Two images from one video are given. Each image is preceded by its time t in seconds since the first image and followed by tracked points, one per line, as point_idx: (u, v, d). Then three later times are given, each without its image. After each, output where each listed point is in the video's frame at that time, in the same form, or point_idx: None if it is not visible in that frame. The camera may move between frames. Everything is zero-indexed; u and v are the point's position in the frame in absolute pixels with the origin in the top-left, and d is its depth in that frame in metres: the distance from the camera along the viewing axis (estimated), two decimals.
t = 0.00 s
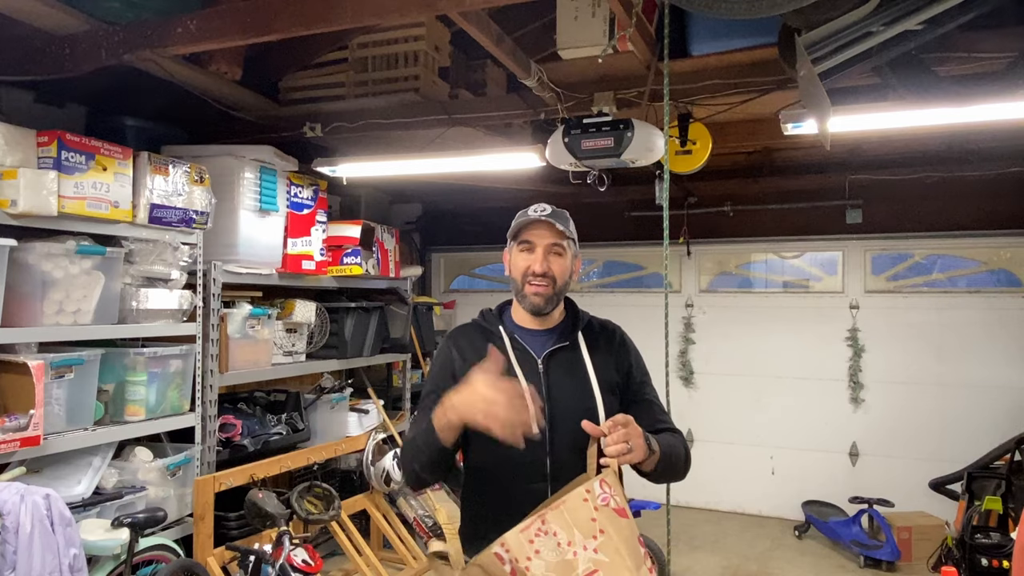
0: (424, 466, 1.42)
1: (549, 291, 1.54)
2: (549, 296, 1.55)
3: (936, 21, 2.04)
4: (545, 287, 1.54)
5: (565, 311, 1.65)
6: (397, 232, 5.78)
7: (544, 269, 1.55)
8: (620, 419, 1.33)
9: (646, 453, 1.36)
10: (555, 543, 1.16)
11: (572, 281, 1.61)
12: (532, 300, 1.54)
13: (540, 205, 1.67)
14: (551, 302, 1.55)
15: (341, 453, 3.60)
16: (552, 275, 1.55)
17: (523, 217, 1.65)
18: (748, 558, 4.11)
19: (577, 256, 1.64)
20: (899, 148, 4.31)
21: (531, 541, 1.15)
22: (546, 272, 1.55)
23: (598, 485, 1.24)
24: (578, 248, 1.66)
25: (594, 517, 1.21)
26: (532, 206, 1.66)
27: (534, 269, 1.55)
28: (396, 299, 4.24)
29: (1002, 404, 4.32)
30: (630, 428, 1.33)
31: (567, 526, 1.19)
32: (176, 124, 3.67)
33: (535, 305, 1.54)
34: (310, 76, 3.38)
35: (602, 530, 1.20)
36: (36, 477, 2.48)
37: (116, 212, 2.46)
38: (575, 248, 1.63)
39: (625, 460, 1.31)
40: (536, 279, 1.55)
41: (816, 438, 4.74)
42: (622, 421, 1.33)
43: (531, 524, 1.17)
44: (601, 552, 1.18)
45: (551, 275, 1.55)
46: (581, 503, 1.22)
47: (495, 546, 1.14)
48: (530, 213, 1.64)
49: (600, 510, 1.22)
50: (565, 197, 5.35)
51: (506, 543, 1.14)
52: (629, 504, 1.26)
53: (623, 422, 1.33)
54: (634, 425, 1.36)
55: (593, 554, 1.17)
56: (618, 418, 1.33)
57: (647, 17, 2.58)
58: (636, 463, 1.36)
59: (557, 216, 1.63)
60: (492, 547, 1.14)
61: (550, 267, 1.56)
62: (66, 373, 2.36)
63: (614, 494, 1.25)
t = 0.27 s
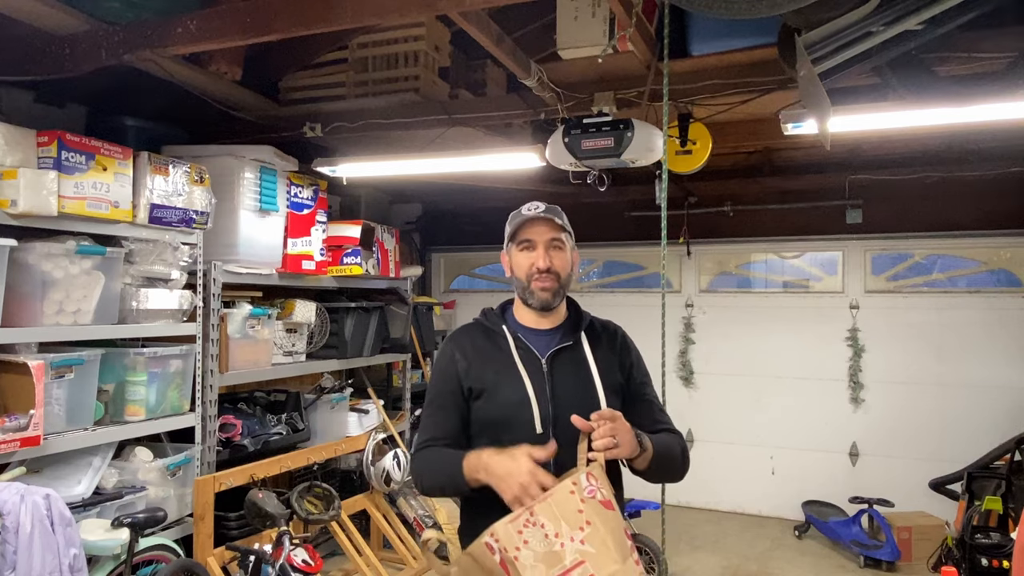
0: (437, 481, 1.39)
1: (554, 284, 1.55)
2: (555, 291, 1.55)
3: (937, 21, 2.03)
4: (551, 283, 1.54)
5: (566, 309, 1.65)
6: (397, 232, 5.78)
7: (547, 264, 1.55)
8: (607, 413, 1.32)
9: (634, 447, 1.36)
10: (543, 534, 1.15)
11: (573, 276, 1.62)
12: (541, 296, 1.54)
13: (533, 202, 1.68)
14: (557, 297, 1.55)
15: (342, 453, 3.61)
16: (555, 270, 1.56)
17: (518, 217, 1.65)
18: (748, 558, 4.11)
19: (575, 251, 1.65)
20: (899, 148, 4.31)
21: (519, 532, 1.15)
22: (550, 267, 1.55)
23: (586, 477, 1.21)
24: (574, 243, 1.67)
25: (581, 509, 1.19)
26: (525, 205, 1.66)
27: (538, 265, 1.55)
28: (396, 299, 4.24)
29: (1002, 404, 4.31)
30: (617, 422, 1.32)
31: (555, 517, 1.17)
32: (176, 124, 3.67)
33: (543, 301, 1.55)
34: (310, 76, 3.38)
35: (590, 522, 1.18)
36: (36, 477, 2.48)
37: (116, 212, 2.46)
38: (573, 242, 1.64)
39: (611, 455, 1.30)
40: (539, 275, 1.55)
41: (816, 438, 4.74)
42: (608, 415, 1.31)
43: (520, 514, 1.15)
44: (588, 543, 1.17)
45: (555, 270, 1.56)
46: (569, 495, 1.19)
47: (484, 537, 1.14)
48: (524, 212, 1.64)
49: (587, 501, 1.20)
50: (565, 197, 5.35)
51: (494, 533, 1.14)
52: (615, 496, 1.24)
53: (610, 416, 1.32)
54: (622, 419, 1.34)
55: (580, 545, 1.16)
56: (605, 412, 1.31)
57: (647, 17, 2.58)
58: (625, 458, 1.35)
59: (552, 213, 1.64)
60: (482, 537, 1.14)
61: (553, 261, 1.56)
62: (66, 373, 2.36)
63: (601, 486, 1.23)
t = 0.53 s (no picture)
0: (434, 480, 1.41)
1: (549, 287, 1.54)
2: (551, 293, 1.55)
3: (937, 21, 2.04)
4: (546, 284, 1.54)
5: (564, 309, 1.65)
6: (397, 232, 5.78)
7: (542, 266, 1.55)
8: (603, 420, 1.32)
9: (632, 454, 1.35)
10: (531, 537, 1.21)
11: (569, 275, 1.61)
12: (536, 300, 1.54)
13: (528, 203, 1.66)
14: (553, 299, 1.55)
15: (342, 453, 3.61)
16: (551, 271, 1.55)
17: (513, 218, 1.64)
18: (748, 558, 4.11)
19: (571, 251, 1.65)
20: (899, 149, 4.31)
21: (508, 534, 1.21)
22: (545, 269, 1.55)
23: (576, 485, 1.26)
24: (570, 241, 1.66)
25: (569, 516, 1.24)
26: (520, 205, 1.65)
27: (533, 267, 1.55)
28: (396, 299, 4.23)
29: (1002, 404, 4.31)
30: (614, 429, 1.32)
31: (544, 522, 1.23)
32: (176, 124, 3.67)
33: (540, 303, 1.54)
34: (310, 76, 3.38)
35: (577, 529, 1.24)
36: (36, 477, 2.48)
37: (116, 212, 2.46)
38: (568, 241, 1.63)
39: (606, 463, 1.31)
40: (535, 277, 1.55)
41: (816, 438, 4.74)
42: (604, 423, 1.31)
43: (509, 517, 1.22)
44: (574, 550, 1.22)
45: (550, 271, 1.55)
46: (558, 501, 1.25)
47: (474, 536, 1.20)
48: (519, 213, 1.63)
49: (577, 509, 1.25)
50: (565, 197, 5.35)
51: (483, 533, 1.20)
52: (608, 505, 1.28)
53: (607, 423, 1.32)
54: (620, 427, 1.34)
55: (567, 551, 1.22)
56: (600, 420, 1.31)
57: (647, 17, 2.58)
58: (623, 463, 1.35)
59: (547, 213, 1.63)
60: (472, 537, 1.21)
61: (548, 263, 1.56)
62: (66, 373, 2.36)
63: (593, 494, 1.27)
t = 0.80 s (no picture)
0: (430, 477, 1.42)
1: (545, 289, 1.55)
2: (546, 295, 1.55)
3: (937, 21, 2.04)
4: (541, 288, 1.54)
5: (560, 309, 1.65)
6: (397, 232, 5.78)
7: (538, 269, 1.55)
8: (593, 420, 1.31)
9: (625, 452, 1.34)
10: (523, 538, 1.21)
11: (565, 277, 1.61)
12: (531, 301, 1.55)
13: (525, 204, 1.65)
14: (548, 301, 1.55)
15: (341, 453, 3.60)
16: (546, 274, 1.55)
17: (510, 219, 1.63)
18: (748, 558, 4.11)
19: (568, 252, 1.64)
20: (899, 148, 4.31)
21: (499, 535, 1.21)
22: (541, 272, 1.55)
23: (566, 485, 1.26)
24: (567, 242, 1.66)
25: (560, 516, 1.24)
26: (517, 207, 1.64)
27: (529, 270, 1.55)
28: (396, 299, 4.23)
29: (1002, 404, 4.31)
30: (604, 429, 1.32)
31: (536, 523, 1.23)
32: (176, 124, 3.67)
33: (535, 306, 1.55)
34: (310, 77, 3.38)
35: (568, 529, 1.23)
36: (36, 477, 2.48)
37: (116, 212, 2.46)
38: (566, 243, 1.63)
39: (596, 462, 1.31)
40: (530, 280, 1.55)
41: (815, 438, 4.74)
42: (595, 422, 1.31)
43: (501, 519, 1.22)
44: (566, 550, 1.22)
45: (546, 274, 1.55)
46: (549, 502, 1.24)
47: (467, 539, 1.22)
48: (516, 215, 1.62)
49: (567, 509, 1.24)
50: (565, 197, 5.35)
51: (476, 535, 1.21)
52: (599, 504, 1.27)
53: (598, 423, 1.32)
54: (611, 426, 1.34)
55: (558, 551, 1.21)
56: (590, 419, 1.31)
57: (647, 17, 2.58)
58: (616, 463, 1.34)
59: (544, 214, 1.62)
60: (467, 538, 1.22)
61: (544, 266, 1.56)
62: (66, 373, 2.36)
63: (583, 494, 1.26)
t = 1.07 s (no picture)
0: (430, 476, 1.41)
1: (542, 298, 1.55)
2: (544, 303, 1.55)
3: (937, 21, 2.04)
4: (538, 295, 1.54)
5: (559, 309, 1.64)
6: (397, 232, 5.78)
7: (536, 277, 1.54)
8: (591, 417, 1.31)
9: (624, 449, 1.34)
10: (521, 537, 1.18)
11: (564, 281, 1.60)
12: (528, 310, 1.55)
13: (523, 207, 1.63)
14: (546, 308, 1.55)
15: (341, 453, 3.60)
16: (544, 281, 1.55)
17: (508, 223, 1.61)
18: (748, 558, 4.11)
19: (567, 254, 1.63)
20: (899, 148, 4.31)
21: (497, 535, 1.18)
22: (538, 280, 1.54)
23: (564, 483, 1.24)
24: (566, 245, 1.65)
25: (558, 514, 1.21)
26: (515, 212, 1.62)
27: (527, 278, 1.54)
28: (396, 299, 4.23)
29: (1002, 404, 4.31)
30: (602, 427, 1.31)
31: (534, 521, 1.20)
32: (176, 124, 3.67)
33: (531, 312, 1.55)
34: (310, 77, 3.38)
35: (566, 526, 1.21)
36: (36, 477, 2.48)
37: (116, 212, 2.46)
38: (565, 247, 1.62)
39: (595, 459, 1.29)
40: (527, 287, 1.54)
41: (815, 438, 4.74)
42: (593, 419, 1.31)
43: (498, 518, 1.19)
44: (564, 548, 1.20)
45: (543, 281, 1.55)
46: (546, 500, 1.22)
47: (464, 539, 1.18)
48: (514, 220, 1.61)
49: (565, 506, 1.22)
50: (565, 197, 5.35)
51: (473, 536, 1.17)
52: (596, 501, 1.26)
53: (594, 420, 1.31)
54: (609, 424, 1.33)
55: (557, 549, 1.19)
56: (588, 416, 1.31)
57: (647, 17, 2.58)
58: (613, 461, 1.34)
59: (542, 218, 1.60)
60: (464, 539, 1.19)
61: (541, 273, 1.55)
62: (66, 372, 2.36)
63: (581, 490, 1.24)
